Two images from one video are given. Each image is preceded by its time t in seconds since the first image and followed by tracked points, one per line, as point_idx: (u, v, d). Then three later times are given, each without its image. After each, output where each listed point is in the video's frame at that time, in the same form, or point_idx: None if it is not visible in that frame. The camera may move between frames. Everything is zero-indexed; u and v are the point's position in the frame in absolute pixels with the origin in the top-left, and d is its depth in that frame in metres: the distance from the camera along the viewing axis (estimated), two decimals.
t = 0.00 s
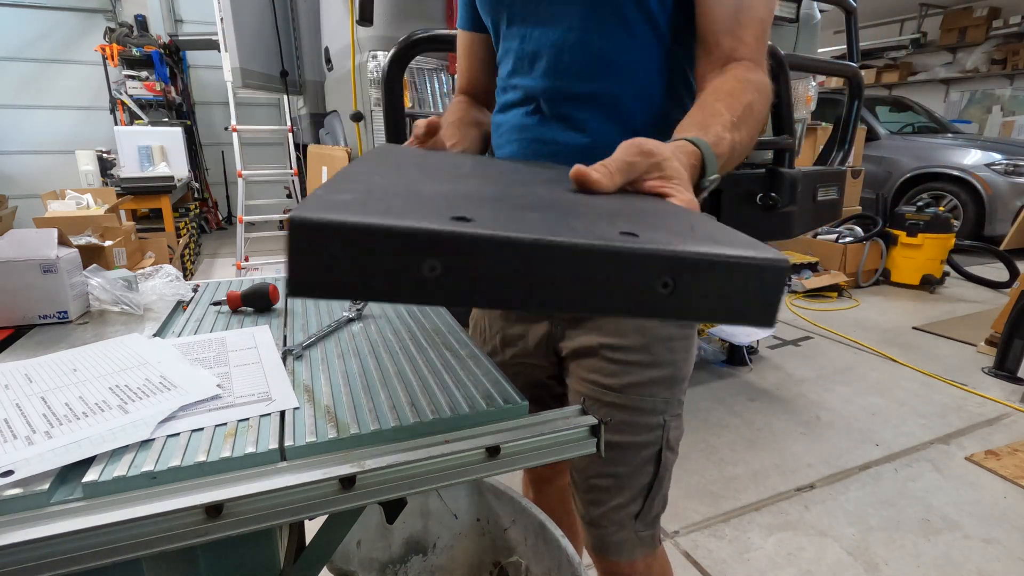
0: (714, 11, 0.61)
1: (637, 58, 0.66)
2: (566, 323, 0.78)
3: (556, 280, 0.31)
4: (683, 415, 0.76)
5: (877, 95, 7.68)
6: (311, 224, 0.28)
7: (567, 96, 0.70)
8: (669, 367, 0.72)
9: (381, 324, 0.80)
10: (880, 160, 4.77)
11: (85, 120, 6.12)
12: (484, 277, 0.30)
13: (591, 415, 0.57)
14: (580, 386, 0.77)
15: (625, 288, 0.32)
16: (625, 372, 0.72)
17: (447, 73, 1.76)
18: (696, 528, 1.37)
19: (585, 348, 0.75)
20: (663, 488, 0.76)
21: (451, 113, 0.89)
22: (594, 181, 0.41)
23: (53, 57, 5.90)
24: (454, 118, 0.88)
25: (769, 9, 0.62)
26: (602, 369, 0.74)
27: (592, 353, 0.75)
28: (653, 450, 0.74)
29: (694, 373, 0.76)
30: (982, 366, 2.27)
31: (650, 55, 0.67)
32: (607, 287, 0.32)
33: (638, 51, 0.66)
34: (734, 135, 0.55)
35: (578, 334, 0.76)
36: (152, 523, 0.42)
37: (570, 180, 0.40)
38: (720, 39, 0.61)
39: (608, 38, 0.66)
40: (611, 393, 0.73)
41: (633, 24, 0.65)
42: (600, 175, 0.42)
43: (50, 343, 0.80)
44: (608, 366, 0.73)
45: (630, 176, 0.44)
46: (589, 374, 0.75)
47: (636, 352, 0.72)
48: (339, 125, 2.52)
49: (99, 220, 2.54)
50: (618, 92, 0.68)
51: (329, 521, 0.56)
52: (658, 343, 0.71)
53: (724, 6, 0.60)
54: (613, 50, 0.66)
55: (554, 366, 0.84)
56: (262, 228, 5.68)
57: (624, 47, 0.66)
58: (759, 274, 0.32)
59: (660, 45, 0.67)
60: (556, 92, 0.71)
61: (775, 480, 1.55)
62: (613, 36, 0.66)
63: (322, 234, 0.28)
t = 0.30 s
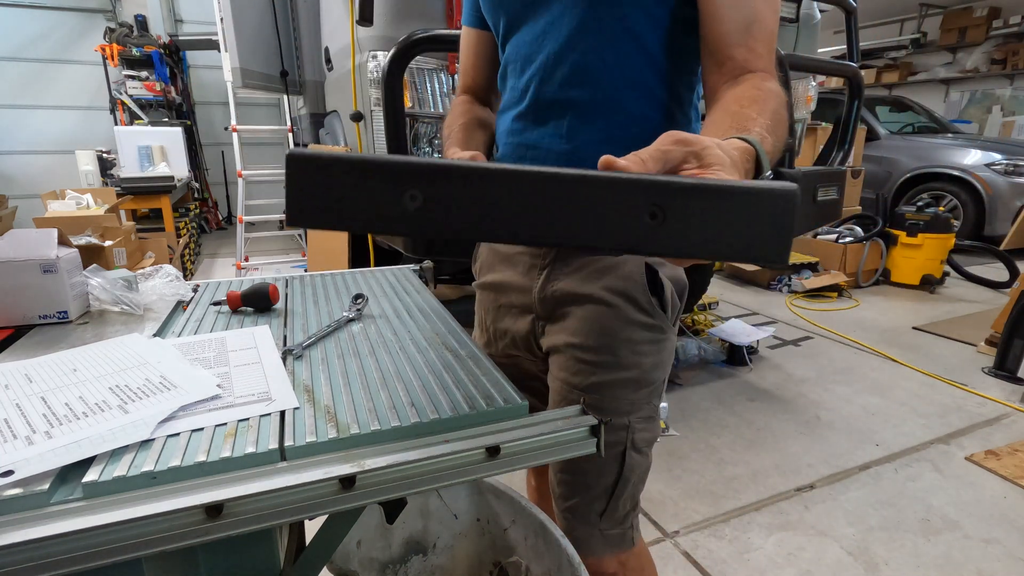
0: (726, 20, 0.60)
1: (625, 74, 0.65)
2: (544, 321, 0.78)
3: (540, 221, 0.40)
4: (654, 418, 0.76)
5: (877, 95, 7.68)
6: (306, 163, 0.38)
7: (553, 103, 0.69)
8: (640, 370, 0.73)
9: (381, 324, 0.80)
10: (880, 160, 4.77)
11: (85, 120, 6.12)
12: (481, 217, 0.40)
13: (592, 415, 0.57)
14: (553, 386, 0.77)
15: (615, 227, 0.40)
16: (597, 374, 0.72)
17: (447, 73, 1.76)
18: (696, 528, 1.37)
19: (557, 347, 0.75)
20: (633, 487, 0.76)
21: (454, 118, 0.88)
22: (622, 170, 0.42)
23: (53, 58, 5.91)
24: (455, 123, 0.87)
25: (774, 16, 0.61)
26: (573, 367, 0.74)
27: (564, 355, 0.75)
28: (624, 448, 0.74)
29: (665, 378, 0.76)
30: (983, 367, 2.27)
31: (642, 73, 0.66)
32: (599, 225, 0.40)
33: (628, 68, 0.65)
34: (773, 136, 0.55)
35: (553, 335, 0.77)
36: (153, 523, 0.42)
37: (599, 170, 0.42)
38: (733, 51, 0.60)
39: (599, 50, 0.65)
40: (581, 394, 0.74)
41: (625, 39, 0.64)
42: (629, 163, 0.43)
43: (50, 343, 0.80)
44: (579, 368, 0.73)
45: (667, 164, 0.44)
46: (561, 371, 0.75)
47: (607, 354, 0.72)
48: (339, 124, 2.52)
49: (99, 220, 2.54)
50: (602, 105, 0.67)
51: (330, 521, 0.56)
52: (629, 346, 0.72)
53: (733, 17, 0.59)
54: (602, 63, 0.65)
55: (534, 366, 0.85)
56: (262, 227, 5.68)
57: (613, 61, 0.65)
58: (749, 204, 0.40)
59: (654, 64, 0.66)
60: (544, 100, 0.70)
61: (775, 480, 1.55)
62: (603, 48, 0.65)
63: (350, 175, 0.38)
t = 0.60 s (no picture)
0: (724, 18, 0.60)
1: (628, 71, 0.66)
2: (545, 322, 0.78)
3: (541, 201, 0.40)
4: (656, 419, 0.77)
5: (877, 95, 7.68)
6: (306, 146, 0.38)
7: (555, 99, 0.69)
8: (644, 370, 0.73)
9: (381, 324, 0.80)
10: (880, 160, 4.77)
11: (85, 120, 6.12)
12: (478, 187, 0.40)
13: (592, 415, 0.57)
14: (555, 389, 0.77)
15: (613, 200, 0.40)
16: (601, 376, 0.73)
17: (447, 73, 1.76)
18: (697, 528, 1.37)
19: (560, 348, 0.75)
20: (634, 490, 0.77)
21: (453, 120, 0.90)
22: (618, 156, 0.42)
23: (53, 58, 5.91)
24: (455, 124, 0.89)
25: (770, 17, 0.61)
26: (577, 368, 0.73)
27: (567, 357, 0.74)
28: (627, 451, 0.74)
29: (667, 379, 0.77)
30: (983, 367, 2.27)
31: (645, 70, 0.66)
32: (596, 198, 0.40)
33: (631, 64, 0.65)
34: (767, 131, 0.54)
35: (555, 336, 0.76)
36: (153, 523, 0.42)
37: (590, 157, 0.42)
38: (730, 49, 0.60)
39: (603, 48, 0.65)
40: (584, 396, 0.73)
41: (627, 36, 0.65)
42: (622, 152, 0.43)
43: (49, 343, 0.80)
44: (582, 371, 0.73)
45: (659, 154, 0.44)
46: (564, 373, 0.75)
47: (610, 356, 0.72)
48: (339, 124, 2.52)
49: (99, 220, 2.54)
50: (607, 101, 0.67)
51: (330, 522, 0.56)
52: (632, 347, 0.72)
53: (734, 15, 0.59)
54: (605, 59, 0.66)
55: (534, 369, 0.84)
56: (262, 227, 5.69)
57: (617, 58, 0.65)
58: (746, 178, 0.41)
59: (657, 61, 0.66)
60: (547, 96, 0.70)
61: (775, 480, 1.55)
62: (606, 44, 0.65)
63: (348, 155, 0.39)
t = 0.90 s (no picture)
0: (726, 16, 0.60)
1: (629, 70, 0.65)
2: (546, 322, 0.78)
3: (552, 206, 0.40)
4: (659, 418, 0.77)
5: (877, 95, 7.68)
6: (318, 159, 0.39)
7: (557, 99, 0.69)
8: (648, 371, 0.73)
9: (381, 324, 0.80)
10: (880, 160, 4.77)
11: (85, 120, 6.12)
12: (481, 192, 0.40)
13: (592, 415, 0.57)
14: (559, 390, 0.77)
15: (624, 203, 0.40)
16: (605, 377, 0.73)
17: (447, 73, 1.76)
18: (697, 528, 1.37)
19: (562, 348, 0.75)
20: (637, 490, 0.77)
21: (455, 122, 0.90)
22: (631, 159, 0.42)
23: (53, 58, 5.91)
24: (457, 127, 0.89)
25: (772, 13, 0.62)
26: (580, 368, 0.73)
27: (571, 358, 0.74)
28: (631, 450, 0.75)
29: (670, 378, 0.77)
30: (982, 367, 2.27)
31: (646, 69, 0.66)
32: (606, 202, 0.40)
33: (631, 64, 0.65)
34: (774, 127, 0.54)
35: (560, 336, 0.76)
36: (153, 524, 0.42)
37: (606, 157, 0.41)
38: (733, 45, 0.60)
39: (603, 48, 0.65)
40: (591, 397, 0.73)
41: (628, 36, 0.65)
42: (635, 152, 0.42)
43: (49, 343, 0.80)
44: (586, 371, 0.73)
45: (671, 154, 0.44)
46: (567, 373, 0.75)
47: (614, 355, 0.72)
48: (339, 124, 2.53)
49: (99, 220, 2.54)
50: (609, 100, 0.66)
51: (330, 522, 0.56)
52: (635, 347, 0.72)
53: (736, 13, 0.60)
54: (605, 60, 0.66)
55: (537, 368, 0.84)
56: (262, 227, 5.69)
57: (618, 57, 0.65)
58: (764, 181, 0.40)
59: (658, 61, 0.66)
60: (547, 97, 0.70)
61: (775, 480, 1.55)
62: (606, 45, 0.65)
63: (354, 167, 0.39)
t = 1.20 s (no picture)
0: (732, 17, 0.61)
1: (642, 67, 0.69)
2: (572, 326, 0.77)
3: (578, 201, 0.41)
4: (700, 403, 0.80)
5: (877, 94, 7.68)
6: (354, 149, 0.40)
7: (569, 92, 0.71)
8: (654, 364, 0.75)
9: (381, 324, 0.80)
10: (880, 160, 4.77)
11: (85, 120, 6.12)
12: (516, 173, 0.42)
13: (592, 414, 0.57)
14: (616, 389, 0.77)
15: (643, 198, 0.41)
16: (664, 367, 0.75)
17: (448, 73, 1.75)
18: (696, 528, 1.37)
19: (620, 347, 0.75)
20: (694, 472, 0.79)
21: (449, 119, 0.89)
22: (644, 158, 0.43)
23: (53, 58, 5.91)
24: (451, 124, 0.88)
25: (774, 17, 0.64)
26: (638, 363, 0.75)
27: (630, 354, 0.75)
28: (630, 440, 0.76)
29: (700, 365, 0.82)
30: (982, 367, 2.27)
31: (645, 75, 0.70)
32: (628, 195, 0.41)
33: (645, 62, 0.69)
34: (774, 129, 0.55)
35: (612, 338, 0.76)
36: (153, 523, 0.42)
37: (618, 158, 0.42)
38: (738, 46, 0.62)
39: (617, 44, 0.68)
40: (654, 390, 0.75)
41: (641, 36, 0.68)
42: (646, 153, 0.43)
43: (49, 343, 0.80)
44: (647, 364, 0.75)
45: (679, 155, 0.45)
46: (628, 371, 0.76)
47: (669, 345, 0.75)
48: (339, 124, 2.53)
49: (99, 220, 2.54)
50: (608, 104, 0.70)
51: (329, 522, 0.56)
52: (684, 334, 0.76)
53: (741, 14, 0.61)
54: (619, 56, 0.69)
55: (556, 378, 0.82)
56: (262, 227, 5.69)
57: (631, 54, 0.69)
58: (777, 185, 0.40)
59: (668, 60, 0.70)
60: (559, 90, 0.71)
61: (775, 480, 1.55)
62: (606, 48, 0.68)
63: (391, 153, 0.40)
